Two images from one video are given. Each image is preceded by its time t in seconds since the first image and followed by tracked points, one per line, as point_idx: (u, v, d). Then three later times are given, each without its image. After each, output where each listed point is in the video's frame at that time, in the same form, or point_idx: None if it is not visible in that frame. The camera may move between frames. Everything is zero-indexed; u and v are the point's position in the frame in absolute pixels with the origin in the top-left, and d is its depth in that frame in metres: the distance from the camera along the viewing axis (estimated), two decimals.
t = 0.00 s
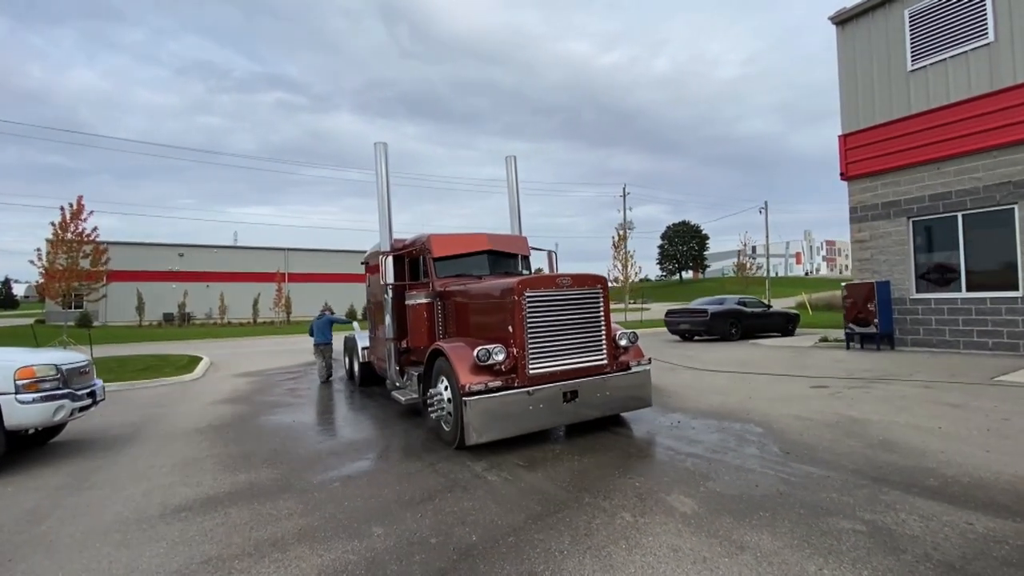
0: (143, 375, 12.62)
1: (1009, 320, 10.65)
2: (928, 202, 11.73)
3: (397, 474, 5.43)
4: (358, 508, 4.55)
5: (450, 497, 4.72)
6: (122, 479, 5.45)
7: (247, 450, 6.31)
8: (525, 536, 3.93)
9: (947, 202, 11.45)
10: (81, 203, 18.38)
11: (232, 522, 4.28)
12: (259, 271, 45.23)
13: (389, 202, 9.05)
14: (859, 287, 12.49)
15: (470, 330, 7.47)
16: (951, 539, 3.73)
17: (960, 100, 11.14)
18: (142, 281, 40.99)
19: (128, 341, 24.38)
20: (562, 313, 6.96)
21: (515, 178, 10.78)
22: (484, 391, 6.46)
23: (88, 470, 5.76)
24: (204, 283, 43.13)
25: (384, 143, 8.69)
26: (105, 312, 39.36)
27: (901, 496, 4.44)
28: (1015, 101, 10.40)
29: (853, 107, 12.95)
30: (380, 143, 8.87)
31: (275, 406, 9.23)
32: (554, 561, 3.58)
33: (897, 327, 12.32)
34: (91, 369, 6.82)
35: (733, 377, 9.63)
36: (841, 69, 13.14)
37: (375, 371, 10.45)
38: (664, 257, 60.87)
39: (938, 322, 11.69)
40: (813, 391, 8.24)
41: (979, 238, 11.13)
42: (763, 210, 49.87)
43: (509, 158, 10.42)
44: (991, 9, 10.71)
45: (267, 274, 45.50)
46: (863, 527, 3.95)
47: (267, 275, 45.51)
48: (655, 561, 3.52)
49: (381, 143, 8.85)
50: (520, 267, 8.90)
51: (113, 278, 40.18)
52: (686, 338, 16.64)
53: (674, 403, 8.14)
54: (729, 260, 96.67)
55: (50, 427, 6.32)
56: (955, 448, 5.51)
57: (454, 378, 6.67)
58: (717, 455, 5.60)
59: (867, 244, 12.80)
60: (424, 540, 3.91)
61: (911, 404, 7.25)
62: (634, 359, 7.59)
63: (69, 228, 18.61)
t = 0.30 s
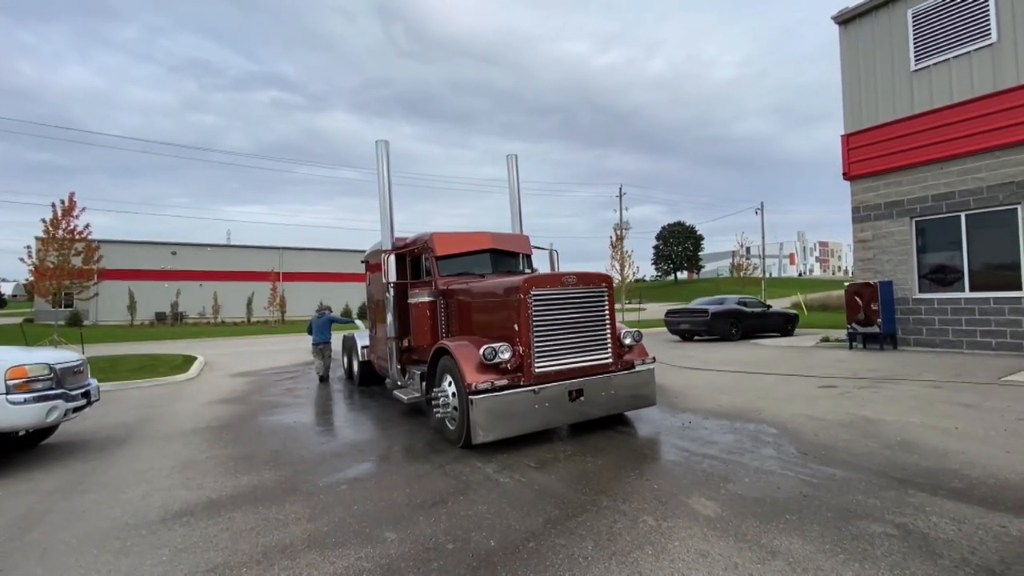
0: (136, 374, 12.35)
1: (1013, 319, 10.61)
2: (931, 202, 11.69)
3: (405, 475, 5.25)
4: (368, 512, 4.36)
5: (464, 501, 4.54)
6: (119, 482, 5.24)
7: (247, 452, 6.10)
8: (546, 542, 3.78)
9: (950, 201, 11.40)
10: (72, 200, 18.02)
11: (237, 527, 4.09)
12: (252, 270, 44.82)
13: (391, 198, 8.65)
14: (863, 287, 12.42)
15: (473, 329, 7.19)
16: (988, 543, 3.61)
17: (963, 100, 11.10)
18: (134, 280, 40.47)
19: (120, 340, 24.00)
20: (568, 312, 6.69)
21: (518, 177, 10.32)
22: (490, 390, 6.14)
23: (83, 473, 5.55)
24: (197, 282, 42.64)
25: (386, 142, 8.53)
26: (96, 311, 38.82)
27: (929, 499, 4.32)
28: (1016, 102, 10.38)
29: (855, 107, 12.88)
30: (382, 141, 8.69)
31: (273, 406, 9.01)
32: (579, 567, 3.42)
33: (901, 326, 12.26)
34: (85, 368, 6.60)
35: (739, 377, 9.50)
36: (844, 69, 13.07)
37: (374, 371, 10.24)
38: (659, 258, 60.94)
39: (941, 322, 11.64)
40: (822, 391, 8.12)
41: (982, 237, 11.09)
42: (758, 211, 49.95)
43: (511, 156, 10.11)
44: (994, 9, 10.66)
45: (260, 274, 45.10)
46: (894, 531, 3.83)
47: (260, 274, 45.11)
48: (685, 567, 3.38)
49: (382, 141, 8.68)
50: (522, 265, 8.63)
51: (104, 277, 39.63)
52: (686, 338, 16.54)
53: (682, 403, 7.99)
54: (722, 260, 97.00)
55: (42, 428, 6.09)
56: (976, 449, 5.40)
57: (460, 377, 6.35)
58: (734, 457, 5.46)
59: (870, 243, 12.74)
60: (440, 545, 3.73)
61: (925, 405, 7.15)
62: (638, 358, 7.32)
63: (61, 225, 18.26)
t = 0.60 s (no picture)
0: (129, 374, 12.07)
1: (1019, 321, 10.53)
2: (937, 202, 11.59)
3: (413, 478, 5.04)
4: (376, 518, 4.15)
5: (477, 506, 4.34)
6: (113, 486, 5.01)
7: (246, 454, 5.87)
8: (567, 551, 3.59)
9: (956, 202, 11.31)
10: (64, 194, 17.62)
11: (239, 535, 3.88)
12: (247, 269, 44.44)
13: (392, 196, 8.36)
14: (868, 288, 12.30)
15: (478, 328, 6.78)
16: None
17: (969, 101, 11.02)
18: (127, 278, 40.01)
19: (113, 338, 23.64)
20: (578, 311, 6.22)
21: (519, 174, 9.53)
22: (498, 390, 5.71)
23: (74, 476, 5.31)
24: (190, 280, 42.19)
25: (387, 137, 8.28)
26: (88, 309, 38.32)
27: (961, 505, 4.17)
28: (1019, 103, 10.35)
29: (861, 106, 12.77)
30: (384, 136, 8.45)
31: (271, 406, 8.78)
32: None
33: (905, 328, 12.17)
34: (77, 367, 6.36)
35: (747, 378, 9.34)
36: (849, 68, 12.96)
37: (374, 370, 10.00)
38: (655, 259, 60.96)
39: (946, 323, 11.54)
40: (833, 393, 7.96)
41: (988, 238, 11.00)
42: (756, 213, 50.01)
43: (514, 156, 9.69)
44: (1001, 9, 10.56)
45: (254, 272, 44.71)
46: (932, 540, 3.68)
47: (254, 273, 44.73)
48: None
49: (384, 136, 8.43)
50: (524, 264, 8.21)
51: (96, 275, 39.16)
52: (687, 339, 16.40)
53: (691, 404, 7.81)
54: (718, 262, 97.23)
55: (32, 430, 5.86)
56: (1001, 453, 5.26)
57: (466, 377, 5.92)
58: (752, 460, 5.29)
59: (874, 244, 12.64)
60: (456, 555, 3.53)
61: (940, 407, 7.02)
62: (645, 358, 6.87)
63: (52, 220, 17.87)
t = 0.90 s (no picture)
0: (124, 373, 11.85)
1: None
2: (943, 203, 11.50)
3: (424, 483, 4.87)
4: (387, 525, 3.99)
5: (492, 513, 4.18)
6: (111, 492, 4.82)
7: (248, 457, 5.69)
8: (591, 562, 3.43)
9: (962, 203, 11.23)
10: (58, 190, 17.33)
11: (245, 543, 3.70)
12: (242, 267, 44.08)
13: (396, 195, 8.18)
14: (874, 288, 12.25)
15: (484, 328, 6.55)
16: None
17: (975, 102, 10.94)
18: (121, 276, 39.60)
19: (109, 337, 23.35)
20: (590, 311, 5.96)
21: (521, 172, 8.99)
22: (508, 392, 5.46)
23: (70, 480, 5.12)
24: (185, 279, 41.78)
25: (392, 134, 8.11)
26: (81, 307, 37.89)
27: (993, 513, 4.06)
28: None
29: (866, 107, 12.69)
30: (388, 134, 8.28)
31: (271, 407, 8.58)
32: None
33: (910, 329, 12.08)
34: (72, 367, 6.16)
35: (754, 379, 9.22)
36: (854, 69, 12.88)
37: (375, 371, 9.81)
38: (652, 259, 60.94)
39: (951, 325, 11.46)
40: (844, 395, 7.85)
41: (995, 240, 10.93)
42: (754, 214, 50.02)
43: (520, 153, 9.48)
44: (1008, 10, 10.48)
45: (250, 271, 44.35)
46: (968, 550, 3.57)
47: (250, 271, 44.38)
48: None
49: (388, 134, 8.27)
50: (530, 263, 7.95)
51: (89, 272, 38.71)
52: (688, 339, 16.29)
53: (701, 405, 7.67)
54: (714, 263, 97.39)
55: (25, 431, 5.66)
56: None
57: (474, 378, 5.67)
58: (771, 465, 5.16)
59: (879, 245, 12.56)
60: (476, 566, 3.37)
61: (955, 410, 6.91)
62: (655, 360, 6.60)
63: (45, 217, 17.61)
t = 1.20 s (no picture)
0: (121, 371, 11.69)
1: None
2: (946, 204, 11.51)
3: (435, 483, 4.78)
4: (401, 527, 3.89)
5: (508, 514, 4.09)
6: (115, 493, 4.71)
7: (252, 457, 5.59)
8: (613, 565, 3.36)
9: (966, 204, 11.24)
10: (53, 186, 17.10)
11: (256, 546, 3.60)
12: (238, 265, 43.80)
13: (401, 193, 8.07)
14: (875, 288, 12.26)
15: (491, 327, 6.40)
16: None
17: (979, 103, 10.94)
18: (115, 273, 39.28)
19: (104, 334, 23.10)
20: (600, 310, 5.82)
21: (527, 170, 8.90)
22: (519, 392, 5.30)
23: (72, 482, 5.00)
24: (180, 276, 41.48)
25: (396, 132, 8.01)
26: (75, 304, 37.52)
27: (1015, 514, 4.03)
28: None
29: (869, 108, 12.68)
30: (392, 132, 8.19)
31: (273, 407, 8.46)
32: None
33: (912, 330, 12.08)
34: (72, 365, 6.04)
35: (760, 380, 9.17)
36: (857, 70, 12.87)
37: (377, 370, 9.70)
38: (648, 259, 61.00)
39: (954, 325, 11.46)
40: (852, 396, 7.81)
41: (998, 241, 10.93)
42: (751, 215, 50.14)
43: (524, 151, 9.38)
44: (1013, 11, 10.49)
45: (245, 269, 44.08)
46: (994, 551, 3.53)
47: (245, 269, 44.11)
48: None
49: (393, 132, 8.18)
50: (535, 262, 7.83)
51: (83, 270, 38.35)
52: (688, 339, 16.25)
53: (708, 405, 7.61)
54: (709, 264, 97.63)
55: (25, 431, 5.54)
56: None
57: (483, 377, 5.52)
58: (786, 466, 5.11)
59: (882, 246, 12.55)
60: (496, 570, 3.29)
61: (965, 411, 6.89)
62: (664, 360, 6.48)
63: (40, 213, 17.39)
